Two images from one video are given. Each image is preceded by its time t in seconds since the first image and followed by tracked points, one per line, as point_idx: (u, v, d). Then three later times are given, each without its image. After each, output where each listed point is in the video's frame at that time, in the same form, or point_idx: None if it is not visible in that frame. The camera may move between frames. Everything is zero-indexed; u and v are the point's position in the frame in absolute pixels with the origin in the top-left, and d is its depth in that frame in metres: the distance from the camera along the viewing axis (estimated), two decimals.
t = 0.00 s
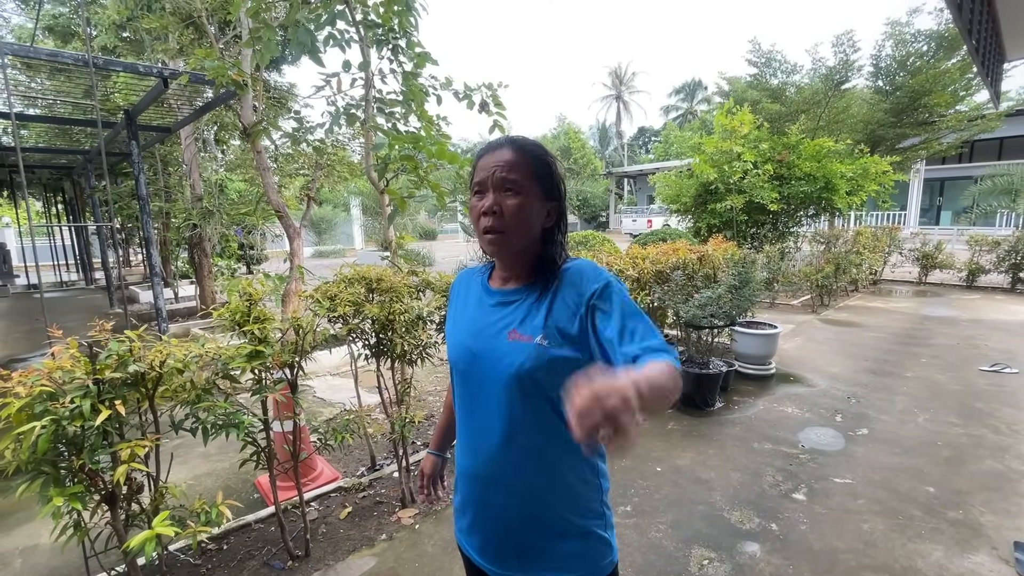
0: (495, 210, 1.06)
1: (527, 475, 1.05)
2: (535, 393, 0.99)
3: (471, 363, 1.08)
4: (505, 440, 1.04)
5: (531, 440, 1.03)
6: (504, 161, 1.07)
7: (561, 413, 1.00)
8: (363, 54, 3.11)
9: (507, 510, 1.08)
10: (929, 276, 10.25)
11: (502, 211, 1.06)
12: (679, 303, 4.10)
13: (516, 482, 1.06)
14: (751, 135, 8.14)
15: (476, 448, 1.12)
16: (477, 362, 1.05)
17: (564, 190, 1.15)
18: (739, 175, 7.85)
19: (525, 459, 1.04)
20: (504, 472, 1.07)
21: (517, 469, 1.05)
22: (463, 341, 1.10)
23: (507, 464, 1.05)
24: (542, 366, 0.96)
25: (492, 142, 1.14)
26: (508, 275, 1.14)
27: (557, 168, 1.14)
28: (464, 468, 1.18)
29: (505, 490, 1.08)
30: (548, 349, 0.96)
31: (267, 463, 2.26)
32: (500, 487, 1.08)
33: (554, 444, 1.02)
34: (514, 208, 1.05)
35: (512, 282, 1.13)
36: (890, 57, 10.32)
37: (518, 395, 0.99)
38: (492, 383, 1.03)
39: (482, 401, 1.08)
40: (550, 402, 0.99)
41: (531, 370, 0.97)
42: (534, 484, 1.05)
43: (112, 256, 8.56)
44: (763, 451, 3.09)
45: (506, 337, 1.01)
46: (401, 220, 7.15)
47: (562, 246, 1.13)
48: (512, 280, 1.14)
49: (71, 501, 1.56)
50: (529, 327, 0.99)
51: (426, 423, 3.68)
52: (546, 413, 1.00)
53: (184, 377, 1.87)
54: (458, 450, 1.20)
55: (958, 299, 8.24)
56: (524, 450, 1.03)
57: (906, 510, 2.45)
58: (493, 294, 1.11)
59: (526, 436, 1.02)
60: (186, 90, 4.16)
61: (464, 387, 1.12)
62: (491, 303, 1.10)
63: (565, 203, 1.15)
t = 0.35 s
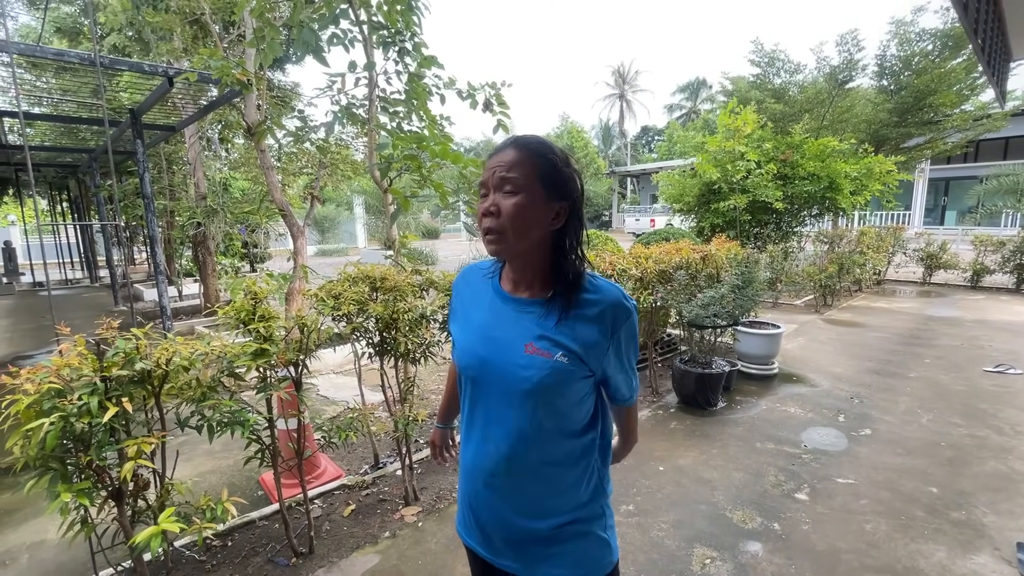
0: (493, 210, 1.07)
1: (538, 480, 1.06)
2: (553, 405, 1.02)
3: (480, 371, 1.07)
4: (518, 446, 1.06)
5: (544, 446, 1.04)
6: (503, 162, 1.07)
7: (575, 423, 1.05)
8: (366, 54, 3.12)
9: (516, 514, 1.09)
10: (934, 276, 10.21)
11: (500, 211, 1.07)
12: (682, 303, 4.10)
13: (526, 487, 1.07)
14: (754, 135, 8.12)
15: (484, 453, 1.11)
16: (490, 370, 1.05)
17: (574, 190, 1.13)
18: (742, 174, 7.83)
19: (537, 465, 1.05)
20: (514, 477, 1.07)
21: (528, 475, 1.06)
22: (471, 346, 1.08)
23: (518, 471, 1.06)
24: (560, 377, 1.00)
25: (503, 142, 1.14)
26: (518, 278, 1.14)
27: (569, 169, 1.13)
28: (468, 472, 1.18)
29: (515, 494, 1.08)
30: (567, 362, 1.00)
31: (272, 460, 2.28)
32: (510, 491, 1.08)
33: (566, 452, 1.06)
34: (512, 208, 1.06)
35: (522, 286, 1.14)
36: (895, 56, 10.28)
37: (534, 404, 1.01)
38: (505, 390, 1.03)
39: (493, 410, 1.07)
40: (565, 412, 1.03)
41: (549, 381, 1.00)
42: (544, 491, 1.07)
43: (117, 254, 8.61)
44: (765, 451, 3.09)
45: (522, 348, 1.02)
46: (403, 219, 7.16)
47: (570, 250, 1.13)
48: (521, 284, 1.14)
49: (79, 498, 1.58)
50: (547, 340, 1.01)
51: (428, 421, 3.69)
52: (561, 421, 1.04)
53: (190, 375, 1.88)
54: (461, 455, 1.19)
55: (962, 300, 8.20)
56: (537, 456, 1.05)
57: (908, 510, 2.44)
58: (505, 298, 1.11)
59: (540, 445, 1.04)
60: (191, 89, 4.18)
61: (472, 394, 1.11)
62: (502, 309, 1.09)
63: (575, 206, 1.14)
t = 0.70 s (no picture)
0: (534, 197, 1.06)
1: (544, 476, 1.07)
2: (556, 403, 1.02)
3: (487, 368, 1.08)
4: (524, 442, 1.07)
5: (550, 443, 1.05)
6: (544, 157, 1.10)
7: (579, 421, 1.05)
8: (366, 53, 3.12)
9: (523, 509, 1.10)
10: (934, 276, 10.22)
11: (542, 199, 1.07)
12: (682, 303, 4.11)
13: (533, 482, 1.08)
14: (755, 134, 8.12)
15: (491, 449, 1.13)
16: (497, 368, 1.06)
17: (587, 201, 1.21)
18: (742, 174, 7.84)
19: (543, 461, 1.06)
20: (521, 471, 1.09)
21: (535, 470, 1.07)
22: (478, 344, 1.10)
23: (523, 466, 1.08)
24: (565, 375, 1.00)
25: (524, 142, 1.17)
26: (527, 276, 1.15)
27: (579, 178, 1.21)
28: (475, 467, 1.19)
29: (522, 488, 1.10)
30: (572, 359, 1.00)
31: (274, 458, 2.29)
32: (516, 486, 1.10)
33: (571, 450, 1.06)
34: (554, 200, 1.07)
35: (529, 283, 1.15)
36: (896, 55, 10.27)
37: (541, 402, 1.02)
38: (512, 388, 1.04)
39: (499, 406, 1.09)
40: (570, 411, 1.03)
41: (555, 379, 1.00)
42: (548, 486, 1.07)
43: (117, 252, 8.61)
44: (765, 450, 3.11)
45: (529, 345, 1.03)
46: (404, 218, 7.17)
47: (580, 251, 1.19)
48: (530, 282, 1.15)
49: (83, 495, 1.59)
50: (553, 337, 1.02)
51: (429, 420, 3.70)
52: (567, 419, 1.03)
53: (193, 373, 1.89)
54: (469, 450, 1.21)
55: (962, 299, 8.22)
56: (544, 453, 1.06)
57: (907, 509, 2.46)
58: (513, 297, 1.12)
59: (544, 441, 1.05)
60: (192, 88, 4.18)
61: (479, 392, 1.13)
62: (511, 308, 1.10)
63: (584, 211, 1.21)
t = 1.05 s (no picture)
0: (554, 214, 1.07)
1: (543, 466, 1.08)
2: (554, 392, 1.03)
3: (486, 360, 1.10)
4: (522, 433, 1.08)
5: (549, 433, 1.06)
6: (561, 170, 1.08)
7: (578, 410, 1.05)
8: (365, 51, 3.13)
9: (522, 498, 1.11)
10: (930, 275, 10.26)
11: (557, 217, 1.07)
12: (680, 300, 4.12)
13: (532, 472, 1.09)
14: (753, 133, 8.14)
15: (491, 440, 1.15)
16: (496, 359, 1.08)
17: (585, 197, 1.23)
18: (740, 173, 7.86)
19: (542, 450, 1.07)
20: (521, 461, 1.10)
21: (534, 459, 1.09)
22: (478, 337, 1.11)
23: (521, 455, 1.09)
24: (562, 365, 1.00)
25: (539, 140, 1.13)
26: (526, 272, 1.17)
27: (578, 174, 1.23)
28: (475, 460, 1.21)
29: (521, 479, 1.11)
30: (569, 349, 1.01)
31: (274, 454, 2.29)
32: (517, 477, 1.11)
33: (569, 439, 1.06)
34: (569, 213, 1.09)
35: (527, 278, 1.17)
36: (894, 55, 10.31)
37: (538, 391, 1.03)
38: (510, 379, 1.06)
39: (498, 396, 1.10)
40: (568, 400, 1.04)
41: (553, 367, 1.00)
42: (547, 476, 1.08)
43: (115, 250, 8.60)
44: (761, 447, 3.13)
45: (527, 335, 1.04)
46: (404, 216, 7.18)
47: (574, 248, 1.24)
48: (527, 277, 1.17)
49: (84, 490, 1.59)
50: (550, 327, 1.03)
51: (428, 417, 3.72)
52: (566, 408, 1.04)
53: (193, 369, 1.90)
54: (470, 443, 1.23)
55: (958, 299, 8.26)
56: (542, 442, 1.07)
57: (902, 505, 2.48)
58: (508, 291, 1.13)
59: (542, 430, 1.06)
60: (191, 85, 4.17)
61: (478, 383, 1.14)
62: (508, 302, 1.12)
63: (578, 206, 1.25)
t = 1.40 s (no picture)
0: (509, 196, 1.08)
1: (537, 472, 1.09)
2: (546, 399, 1.04)
3: (477, 366, 1.09)
4: (515, 439, 1.08)
5: (542, 439, 1.07)
6: (527, 154, 1.10)
7: (569, 416, 1.06)
8: (362, 50, 3.12)
9: (516, 505, 1.12)
10: (924, 277, 10.33)
11: (515, 199, 1.09)
12: (676, 301, 4.14)
13: (525, 479, 1.10)
14: (749, 135, 8.17)
15: (484, 445, 1.14)
16: (487, 365, 1.07)
17: (582, 195, 1.18)
18: (736, 174, 7.88)
19: (535, 456, 1.08)
20: (513, 468, 1.11)
21: (527, 465, 1.09)
22: (469, 342, 1.11)
23: (514, 463, 1.10)
24: (554, 372, 1.01)
25: (514, 134, 1.17)
26: (515, 272, 1.17)
27: (578, 173, 1.19)
28: (468, 465, 1.21)
29: (515, 484, 1.11)
30: (561, 355, 1.02)
31: (269, 453, 2.29)
32: (510, 482, 1.11)
33: (563, 445, 1.08)
34: (531, 197, 1.08)
35: (517, 280, 1.17)
36: (889, 58, 10.37)
37: (530, 398, 1.03)
38: (503, 385, 1.06)
39: (490, 404, 1.10)
40: (560, 407, 1.05)
41: (544, 375, 1.01)
42: (540, 483, 1.09)
43: (109, 249, 8.55)
44: (756, 447, 3.14)
45: (517, 343, 1.04)
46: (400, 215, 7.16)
47: (572, 247, 1.18)
48: (517, 278, 1.17)
49: (78, 488, 1.58)
50: (541, 334, 1.03)
51: (424, 416, 3.72)
52: (558, 415, 1.05)
53: (188, 368, 1.89)
54: (462, 449, 1.23)
55: (952, 300, 8.31)
56: (535, 448, 1.07)
57: (895, 504, 2.50)
58: (500, 293, 1.14)
59: (535, 437, 1.06)
60: (187, 83, 4.15)
61: (470, 389, 1.14)
62: (499, 304, 1.12)
63: (579, 205, 1.19)
